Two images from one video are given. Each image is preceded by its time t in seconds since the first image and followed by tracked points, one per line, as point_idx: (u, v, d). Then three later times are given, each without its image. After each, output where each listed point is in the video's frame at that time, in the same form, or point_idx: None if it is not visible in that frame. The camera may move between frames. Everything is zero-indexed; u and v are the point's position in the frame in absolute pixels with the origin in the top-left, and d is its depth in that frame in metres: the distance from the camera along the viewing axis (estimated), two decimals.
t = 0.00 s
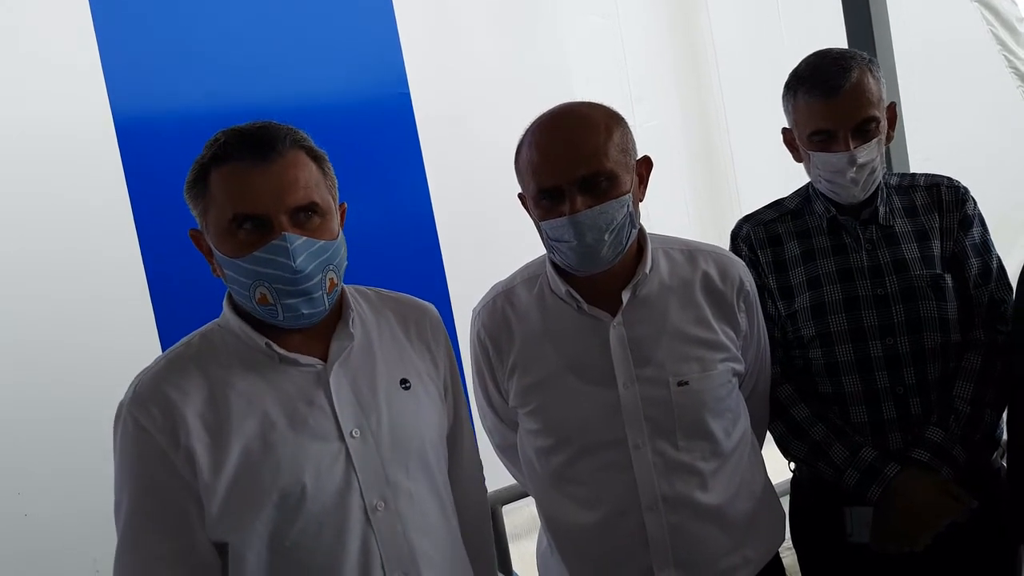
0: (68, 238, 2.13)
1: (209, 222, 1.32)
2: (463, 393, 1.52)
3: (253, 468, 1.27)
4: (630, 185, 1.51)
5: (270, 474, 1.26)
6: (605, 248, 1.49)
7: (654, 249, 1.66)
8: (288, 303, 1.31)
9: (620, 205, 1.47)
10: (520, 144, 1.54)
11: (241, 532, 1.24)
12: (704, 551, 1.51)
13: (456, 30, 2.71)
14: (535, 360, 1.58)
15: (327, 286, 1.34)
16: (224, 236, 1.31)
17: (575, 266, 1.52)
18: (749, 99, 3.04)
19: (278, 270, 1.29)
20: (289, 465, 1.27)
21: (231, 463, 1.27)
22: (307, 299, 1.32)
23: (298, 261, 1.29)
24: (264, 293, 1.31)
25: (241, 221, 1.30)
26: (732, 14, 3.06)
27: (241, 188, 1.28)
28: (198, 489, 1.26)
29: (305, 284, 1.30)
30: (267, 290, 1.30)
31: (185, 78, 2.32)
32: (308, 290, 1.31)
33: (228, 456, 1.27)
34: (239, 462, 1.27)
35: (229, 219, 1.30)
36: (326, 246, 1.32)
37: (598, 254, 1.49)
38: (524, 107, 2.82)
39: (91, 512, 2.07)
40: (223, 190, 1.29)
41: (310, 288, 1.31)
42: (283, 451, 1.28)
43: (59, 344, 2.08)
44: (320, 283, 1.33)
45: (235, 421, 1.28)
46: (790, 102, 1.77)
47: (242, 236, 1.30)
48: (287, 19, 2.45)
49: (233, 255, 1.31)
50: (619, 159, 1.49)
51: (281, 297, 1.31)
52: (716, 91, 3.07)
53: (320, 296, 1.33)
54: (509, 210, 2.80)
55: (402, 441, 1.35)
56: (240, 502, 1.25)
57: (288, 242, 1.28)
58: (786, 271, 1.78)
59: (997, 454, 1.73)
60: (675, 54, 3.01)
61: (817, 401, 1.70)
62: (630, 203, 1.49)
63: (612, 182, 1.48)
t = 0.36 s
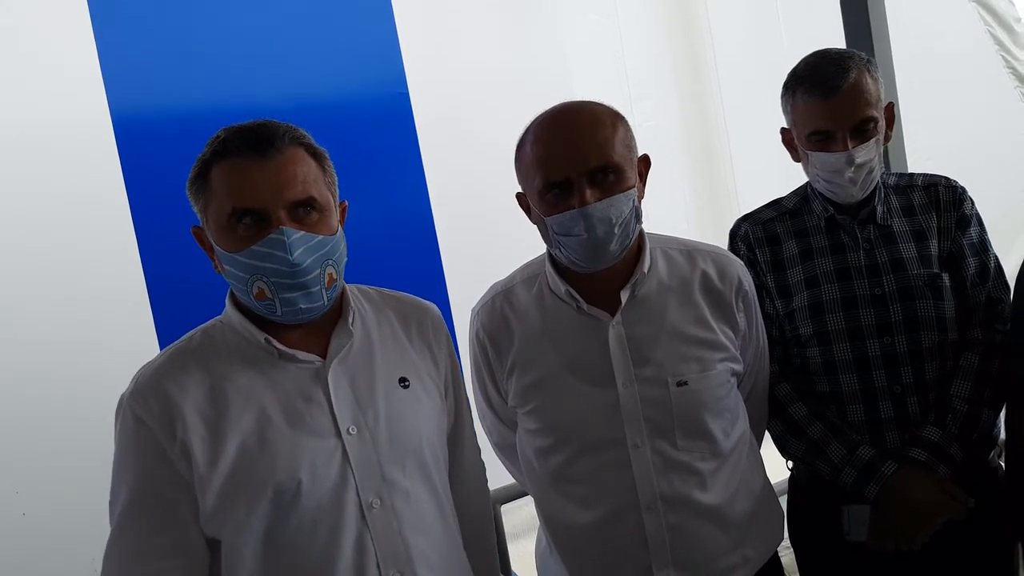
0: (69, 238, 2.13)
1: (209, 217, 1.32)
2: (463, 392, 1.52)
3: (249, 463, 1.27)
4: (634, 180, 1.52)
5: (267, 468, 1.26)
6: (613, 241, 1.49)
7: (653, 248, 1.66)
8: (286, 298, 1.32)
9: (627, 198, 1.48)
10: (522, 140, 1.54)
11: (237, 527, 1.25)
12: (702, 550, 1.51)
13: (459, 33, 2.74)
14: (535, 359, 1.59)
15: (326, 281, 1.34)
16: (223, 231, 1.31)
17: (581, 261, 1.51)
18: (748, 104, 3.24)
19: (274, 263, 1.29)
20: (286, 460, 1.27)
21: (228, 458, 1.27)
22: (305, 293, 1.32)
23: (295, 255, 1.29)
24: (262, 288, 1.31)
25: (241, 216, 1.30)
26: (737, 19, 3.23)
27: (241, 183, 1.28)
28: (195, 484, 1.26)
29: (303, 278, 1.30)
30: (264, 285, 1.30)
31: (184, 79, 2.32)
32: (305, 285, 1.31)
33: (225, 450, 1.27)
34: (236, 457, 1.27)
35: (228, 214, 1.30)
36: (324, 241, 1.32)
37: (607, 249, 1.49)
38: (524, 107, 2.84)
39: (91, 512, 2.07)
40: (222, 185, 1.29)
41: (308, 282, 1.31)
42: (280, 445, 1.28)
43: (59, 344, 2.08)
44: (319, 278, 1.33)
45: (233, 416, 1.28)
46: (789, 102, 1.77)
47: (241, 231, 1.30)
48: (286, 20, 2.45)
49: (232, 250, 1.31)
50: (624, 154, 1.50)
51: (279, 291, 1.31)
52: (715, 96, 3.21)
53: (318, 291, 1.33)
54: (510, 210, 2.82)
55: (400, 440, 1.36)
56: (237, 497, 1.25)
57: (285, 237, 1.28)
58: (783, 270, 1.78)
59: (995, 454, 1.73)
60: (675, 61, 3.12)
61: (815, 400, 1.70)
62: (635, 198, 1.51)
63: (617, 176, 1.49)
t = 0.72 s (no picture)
0: (69, 238, 2.13)
1: (214, 220, 1.33)
2: (463, 394, 1.53)
3: (253, 465, 1.27)
4: (642, 177, 1.54)
5: (270, 471, 1.27)
6: (627, 235, 1.49)
7: (653, 251, 1.66)
8: (291, 298, 1.32)
9: (639, 193, 1.50)
10: (528, 136, 1.56)
11: (241, 528, 1.25)
12: (703, 552, 1.51)
13: (460, 35, 2.75)
14: (536, 360, 1.59)
15: (331, 282, 1.34)
16: (229, 234, 1.31)
17: (593, 257, 1.51)
18: (750, 99, 3.27)
19: (281, 264, 1.29)
20: (290, 461, 1.28)
21: (233, 459, 1.27)
22: (310, 293, 1.33)
23: (302, 255, 1.30)
24: (267, 288, 1.31)
25: (246, 219, 1.30)
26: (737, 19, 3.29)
27: (246, 186, 1.29)
28: (200, 486, 1.26)
29: (309, 278, 1.31)
30: (270, 285, 1.31)
31: (185, 81, 2.32)
32: (311, 285, 1.31)
33: (230, 453, 1.27)
34: (241, 459, 1.27)
35: (234, 217, 1.30)
36: (330, 242, 1.33)
37: (620, 243, 1.49)
38: (523, 109, 2.85)
39: (93, 513, 2.07)
40: (227, 189, 1.30)
41: (314, 281, 1.31)
42: (284, 448, 1.28)
43: (59, 345, 2.08)
44: (324, 278, 1.33)
45: (237, 418, 1.29)
46: (787, 106, 1.77)
47: (247, 234, 1.31)
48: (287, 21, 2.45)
49: (237, 253, 1.31)
50: (634, 151, 1.52)
51: (285, 291, 1.31)
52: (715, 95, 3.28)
53: (323, 291, 1.34)
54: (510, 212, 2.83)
55: (401, 443, 1.36)
56: (242, 499, 1.26)
57: (292, 239, 1.29)
58: (781, 273, 1.79)
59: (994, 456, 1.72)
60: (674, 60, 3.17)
61: (814, 403, 1.71)
62: (645, 194, 1.53)
63: (627, 171, 1.51)
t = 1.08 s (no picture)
0: (69, 238, 2.13)
1: (217, 225, 1.32)
2: (466, 395, 1.52)
3: (257, 472, 1.27)
4: (647, 179, 1.54)
5: (275, 479, 1.26)
6: (632, 236, 1.49)
7: (657, 255, 1.66)
8: (295, 307, 1.31)
9: (644, 194, 1.50)
10: (533, 138, 1.56)
11: (245, 534, 1.25)
12: (706, 555, 1.51)
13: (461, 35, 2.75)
14: (540, 364, 1.59)
15: (333, 290, 1.34)
16: (232, 239, 1.31)
17: (598, 258, 1.51)
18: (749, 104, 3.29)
19: (284, 272, 1.29)
20: (295, 469, 1.27)
21: (237, 467, 1.27)
22: (313, 303, 1.32)
23: (305, 265, 1.29)
24: (270, 296, 1.31)
25: (249, 224, 1.30)
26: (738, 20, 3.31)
27: (249, 191, 1.28)
28: (204, 495, 1.26)
29: (311, 288, 1.31)
30: (273, 293, 1.30)
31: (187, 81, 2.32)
32: (314, 294, 1.31)
33: (234, 461, 1.26)
34: (244, 467, 1.27)
35: (237, 222, 1.30)
36: (333, 250, 1.32)
37: (625, 245, 1.49)
38: (523, 110, 2.85)
39: (94, 512, 2.07)
40: (230, 193, 1.30)
41: (316, 291, 1.31)
42: (288, 455, 1.28)
43: (59, 344, 2.08)
44: (326, 287, 1.33)
45: (241, 425, 1.28)
46: (789, 110, 1.77)
47: (250, 239, 1.31)
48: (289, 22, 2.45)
49: (241, 258, 1.31)
50: (639, 153, 1.52)
51: (289, 300, 1.31)
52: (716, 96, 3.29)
53: (326, 300, 1.33)
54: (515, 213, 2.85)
55: (404, 446, 1.35)
56: (246, 507, 1.26)
57: (295, 246, 1.28)
58: (783, 277, 1.79)
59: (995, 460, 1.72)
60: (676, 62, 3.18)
61: (815, 406, 1.70)
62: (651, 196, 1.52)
63: (633, 173, 1.51)
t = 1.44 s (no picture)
0: (69, 239, 2.13)
1: (220, 224, 1.32)
2: (466, 396, 1.52)
3: (257, 471, 1.27)
4: (647, 178, 1.55)
5: (274, 478, 1.26)
6: (632, 235, 1.49)
7: (657, 255, 1.67)
8: (298, 306, 1.32)
9: (644, 194, 1.51)
10: (532, 138, 1.56)
11: (245, 533, 1.25)
12: (706, 555, 1.51)
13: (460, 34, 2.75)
14: (540, 364, 1.59)
15: (337, 290, 1.35)
16: (235, 239, 1.31)
17: (598, 258, 1.51)
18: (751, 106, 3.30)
19: (288, 272, 1.29)
20: (295, 468, 1.27)
21: (237, 465, 1.27)
22: (317, 302, 1.32)
23: (309, 265, 1.29)
24: (274, 296, 1.31)
25: (252, 224, 1.30)
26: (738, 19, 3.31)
27: (253, 191, 1.29)
28: (203, 492, 1.26)
29: (316, 287, 1.31)
30: (277, 293, 1.30)
31: (186, 81, 2.32)
32: (318, 293, 1.31)
33: (234, 458, 1.27)
34: (244, 466, 1.27)
35: (241, 222, 1.30)
36: (336, 250, 1.32)
37: (626, 244, 1.49)
38: (523, 109, 2.85)
39: (94, 513, 2.07)
40: (234, 193, 1.30)
41: (321, 290, 1.31)
42: (288, 455, 1.28)
43: (60, 345, 2.08)
44: (330, 287, 1.33)
45: (241, 424, 1.28)
46: (786, 111, 1.77)
47: (253, 239, 1.31)
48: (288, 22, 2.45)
49: (245, 258, 1.31)
50: (639, 153, 1.52)
51: (292, 300, 1.31)
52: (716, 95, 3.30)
53: (330, 300, 1.34)
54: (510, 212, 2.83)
55: (405, 446, 1.35)
56: (246, 505, 1.25)
57: (300, 246, 1.28)
58: (780, 277, 1.79)
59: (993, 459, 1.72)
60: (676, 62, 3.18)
61: (812, 405, 1.71)
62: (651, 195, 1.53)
63: (633, 173, 1.51)
